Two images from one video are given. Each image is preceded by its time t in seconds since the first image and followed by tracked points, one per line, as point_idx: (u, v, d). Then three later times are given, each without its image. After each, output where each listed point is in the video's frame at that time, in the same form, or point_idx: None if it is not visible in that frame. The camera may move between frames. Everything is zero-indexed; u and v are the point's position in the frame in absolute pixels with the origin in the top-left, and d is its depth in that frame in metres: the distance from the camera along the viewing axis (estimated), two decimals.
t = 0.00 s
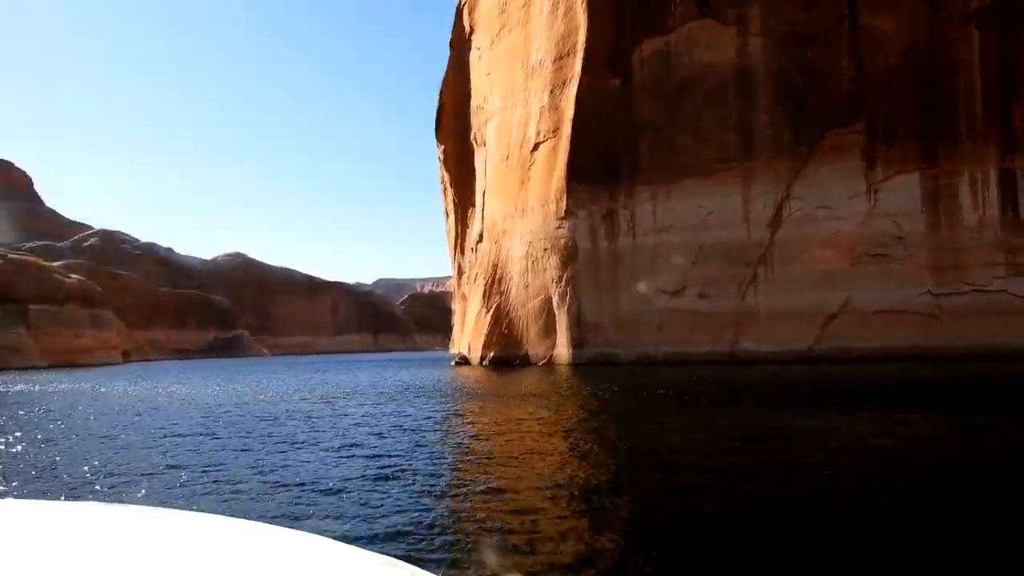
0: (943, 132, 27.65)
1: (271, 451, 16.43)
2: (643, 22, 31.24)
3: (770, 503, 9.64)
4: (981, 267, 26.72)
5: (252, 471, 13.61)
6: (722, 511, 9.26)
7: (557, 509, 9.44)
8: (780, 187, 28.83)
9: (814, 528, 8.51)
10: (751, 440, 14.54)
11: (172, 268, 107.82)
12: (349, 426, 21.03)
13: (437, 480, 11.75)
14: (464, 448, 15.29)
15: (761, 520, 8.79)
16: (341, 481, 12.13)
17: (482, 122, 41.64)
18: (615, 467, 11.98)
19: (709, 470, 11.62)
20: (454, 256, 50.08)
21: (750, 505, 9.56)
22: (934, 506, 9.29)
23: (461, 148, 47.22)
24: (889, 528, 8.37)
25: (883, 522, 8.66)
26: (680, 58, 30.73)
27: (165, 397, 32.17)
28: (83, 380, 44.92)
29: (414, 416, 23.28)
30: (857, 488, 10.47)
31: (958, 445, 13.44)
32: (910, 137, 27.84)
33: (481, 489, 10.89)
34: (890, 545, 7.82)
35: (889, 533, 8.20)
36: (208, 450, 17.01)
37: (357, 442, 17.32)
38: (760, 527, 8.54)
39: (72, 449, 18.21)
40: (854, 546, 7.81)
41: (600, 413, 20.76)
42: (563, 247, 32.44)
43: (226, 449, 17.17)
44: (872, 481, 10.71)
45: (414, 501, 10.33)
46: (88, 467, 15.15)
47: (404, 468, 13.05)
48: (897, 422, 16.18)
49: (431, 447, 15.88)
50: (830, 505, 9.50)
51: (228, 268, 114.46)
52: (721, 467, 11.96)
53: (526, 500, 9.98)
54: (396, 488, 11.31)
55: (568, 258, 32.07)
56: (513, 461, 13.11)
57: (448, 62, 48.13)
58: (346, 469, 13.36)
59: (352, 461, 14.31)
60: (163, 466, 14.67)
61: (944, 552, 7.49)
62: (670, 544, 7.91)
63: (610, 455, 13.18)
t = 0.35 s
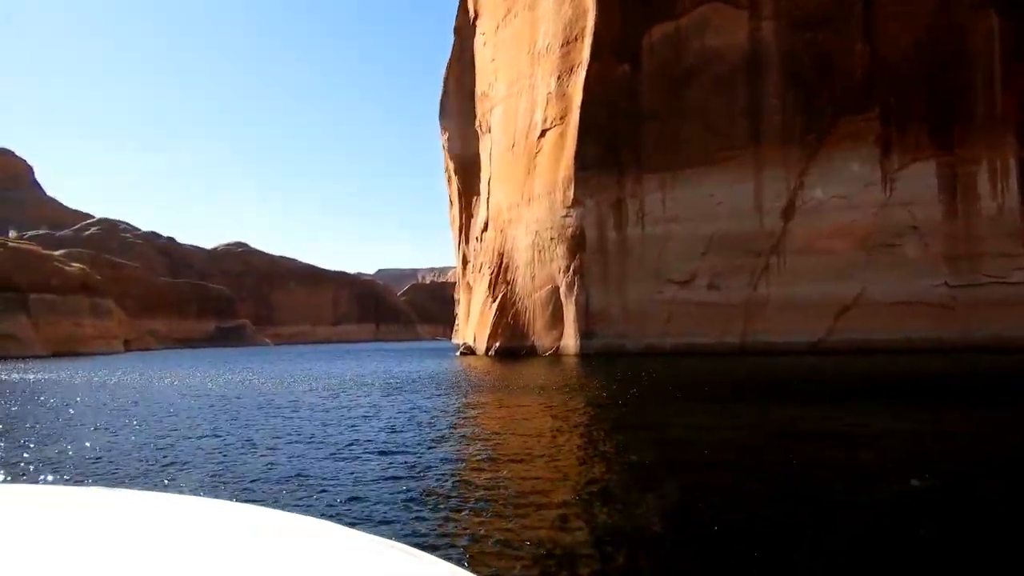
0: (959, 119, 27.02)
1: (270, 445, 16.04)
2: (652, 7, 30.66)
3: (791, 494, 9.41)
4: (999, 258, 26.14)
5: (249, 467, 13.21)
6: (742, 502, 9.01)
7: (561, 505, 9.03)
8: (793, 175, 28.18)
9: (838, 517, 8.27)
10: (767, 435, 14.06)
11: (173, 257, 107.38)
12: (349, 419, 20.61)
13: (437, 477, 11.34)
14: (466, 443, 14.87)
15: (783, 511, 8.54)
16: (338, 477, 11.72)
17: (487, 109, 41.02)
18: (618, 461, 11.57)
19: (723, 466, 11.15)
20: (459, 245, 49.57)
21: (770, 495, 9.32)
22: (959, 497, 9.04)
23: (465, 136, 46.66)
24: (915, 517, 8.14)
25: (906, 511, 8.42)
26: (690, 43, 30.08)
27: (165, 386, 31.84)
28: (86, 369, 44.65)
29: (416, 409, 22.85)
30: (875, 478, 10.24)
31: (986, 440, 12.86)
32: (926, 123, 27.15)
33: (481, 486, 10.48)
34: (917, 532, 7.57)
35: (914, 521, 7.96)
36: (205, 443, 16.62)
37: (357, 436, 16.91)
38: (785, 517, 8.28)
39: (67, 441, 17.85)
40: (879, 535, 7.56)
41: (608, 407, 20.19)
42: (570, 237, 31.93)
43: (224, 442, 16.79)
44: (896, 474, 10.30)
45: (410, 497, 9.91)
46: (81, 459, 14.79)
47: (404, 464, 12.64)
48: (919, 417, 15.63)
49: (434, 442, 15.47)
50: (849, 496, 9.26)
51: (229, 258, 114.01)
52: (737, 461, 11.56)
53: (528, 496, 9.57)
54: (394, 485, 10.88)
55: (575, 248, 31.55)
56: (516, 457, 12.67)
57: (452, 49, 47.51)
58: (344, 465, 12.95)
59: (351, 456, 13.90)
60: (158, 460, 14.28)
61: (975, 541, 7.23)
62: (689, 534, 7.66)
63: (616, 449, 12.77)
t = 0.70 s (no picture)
0: (1006, 98, 25.88)
1: (290, 441, 15.59)
2: None
3: (808, 487, 8.67)
4: None
5: (265, 468, 12.72)
6: (751, 496, 8.27)
7: (582, 501, 8.39)
8: (830, 158, 27.21)
9: (855, 512, 7.52)
10: (817, 428, 13.33)
11: (197, 246, 108.07)
12: (372, 410, 20.09)
13: (455, 473, 10.74)
14: (489, 438, 14.24)
15: (797, 506, 7.80)
16: (353, 475, 11.17)
17: (511, 94, 40.31)
18: (652, 454, 10.93)
19: (763, 460, 10.46)
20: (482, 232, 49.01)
21: (789, 489, 8.58)
22: (990, 491, 8.24)
23: (488, 122, 46.04)
24: (937, 513, 7.35)
25: (931, 507, 7.63)
26: (722, 21, 29.11)
27: (187, 375, 31.69)
28: (113, 357, 44.97)
29: (439, 399, 22.29)
30: (899, 473, 9.45)
31: None
32: (972, 103, 26.06)
33: (500, 483, 9.86)
34: (945, 529, 6.81)
35: (939, 517, 7.18)
36: (224, 438, 16.21)
37: (379, 430, 16.39)
38: (798, 513, 7.55)
39: (86, 435, 17.56)
40: (899, 531, 6.82)
41: (639, 397, 19.47)
42: (598, 223, 31.21)
43: (250, 435, 16.48)
44: (957, 469, 9.52)
45: (423, 497, 9.31)
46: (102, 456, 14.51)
47: (423, 460, 12.07)
48: (975, 410, 14.80)
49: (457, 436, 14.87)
50: (870, 491, 8.48)
51: (251, 247, 114.52)
52: (781, 454, 10.90)
53: (550, 493, 8.93)
54: (417, 482, 10.36)
55: (602, 234, 30.81)
56: (549, 449, 12.14)
57: (475, 33, 46.80)
58: (362, 462, 12.40)
59: (371, 453, 13.35)
60: (174, 458, 13.87)
61: (1013, 539, 6.44)
62: (693, 530, 6.97)
63: (646, 443, 12.08)
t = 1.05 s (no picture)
0: None
1: (311, 438, 15.29)
2: None
3: (807, 483, 8.45)
4: None
5: (278, 468, 12.38)
6: (761, 493, 8.02)
7: (592, 503, 8.04)
8: (860, 147, 26.57)
9: (862, 508, 7.31)
10: (860, 427, 12.70)
11: (213, 239, 108.36)
12: (386, 406, 19.78)
13: (470, 471, 10.42)
14: (506, 436, 13.92)
15: (809, 503, 7.57)
16: (366, 477, 10.85)
17: (530, 82, 39.71)
18: (675, 451, 10.58)
19: (803, 456, 10.09)
20: (500, 224, 48.49)
21: (805, 487, 8.27)
22: (1013, 488, 7.87)
23: (505, 112, 45.47)
24: (946, 511, 7.07)
25: (943, 504, 7.35)
26: (748, 6, 28.36)
27: (202, 368, 31.52)
28: (129, 349, 44.96)
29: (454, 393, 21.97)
30: (920, 468, 9.12)
31: None
32: (1010, 88, 25.17)
33: (513, 483, 9.52)
34: (954, 528, 6.53)
35: (949, 516, 6.89)
36: (238, 436, 15.92)
37: (395, 427, 16.04)
38: (812, 510, 7.30)
39: (104, 432, 17.34)
40: (909, 530, 6.56)
41: (666, 393, 18.92)
42: (619, 214, 30.59)
43: (270, 432, 16.21)
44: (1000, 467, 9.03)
45: (434, 499, 8.94)
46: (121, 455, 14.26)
47: (439, 460, 11.74)
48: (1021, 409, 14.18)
49: (473, 434, 14.54)
50: (884, 487, 8.21)
51: (267, 239, 114.67)
52: (824, 450, 10.48)
53: (565, 492, 8.60)
54: (445, 481, 10.03)
55: (623, 225, 30.21)
56: (578, 446, 11.77)
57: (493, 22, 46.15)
58: (376, 463, 12.07)
59: (386, 452, 13.02)
60: (186, 458, 13.58)
61: (1020, 540, 6.16)
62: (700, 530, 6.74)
63: (668, 441, 11.70)
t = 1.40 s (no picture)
0: None
1: (326, 435, 14.88)
2: None
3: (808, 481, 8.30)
4: None
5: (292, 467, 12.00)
6: (762, 489, 7.92)
7: (603, 497, 7.77)
8: (885, 136, 25.80)
9: (861, 505, 7.25)
10: (901, 427, 12.02)
11: (222, 234, 108.17)
12: (398, 403, 19.40)
13: (484, 465, 10.08)
14: (519, 434, 13.56)
15: (807, 501, 7.46)
16: (380, 476, 10.47)
17: (543, 73, 39.02)
18: (687, 447, 10.35)
19: (835, 457, 9.57)
20: (511, 217, 47.88)
21: (808, 486, 8.13)
22: (1018, 489, 7.76)
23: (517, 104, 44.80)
24: (945, 511, 6.99)
25: (943, 504, 7.26)
26: None
27: (211, 363, 31.09)
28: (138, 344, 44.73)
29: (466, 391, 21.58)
30: (925, 466, 8.97)
31: None
32: None
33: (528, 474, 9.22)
34: (955, 528, 6.46)
35: (948, 516, 6.82)
36: (249, 433, 15.49)
37: (408, 426, 15.62)
38: (811, 509, 7.18)
39: (113, 424, 16.97)
40: (907, 528, 6.49)
41: (688, 390, 18.30)
42: (634, 207, 29.91)
43: (284, 429, 15.79)
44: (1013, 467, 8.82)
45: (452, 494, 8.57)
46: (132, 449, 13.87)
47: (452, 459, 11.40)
48: None
49: (487, 433, 14.17)
50: (886, 485, 8.11)
51: (275, 234, 114.39)
52: (860, 452, 9.90)
53: (589, 486, 8.29)
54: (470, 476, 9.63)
55: (639, 218, 29.55)
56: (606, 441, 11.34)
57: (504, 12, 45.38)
58: (391, 462, 11.69)
59: (404, 450, 12.67)
60: (195, 454, 13.17)
61: (1018, 540, 6.08)
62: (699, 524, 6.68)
63: (680, 437, 11.34)
